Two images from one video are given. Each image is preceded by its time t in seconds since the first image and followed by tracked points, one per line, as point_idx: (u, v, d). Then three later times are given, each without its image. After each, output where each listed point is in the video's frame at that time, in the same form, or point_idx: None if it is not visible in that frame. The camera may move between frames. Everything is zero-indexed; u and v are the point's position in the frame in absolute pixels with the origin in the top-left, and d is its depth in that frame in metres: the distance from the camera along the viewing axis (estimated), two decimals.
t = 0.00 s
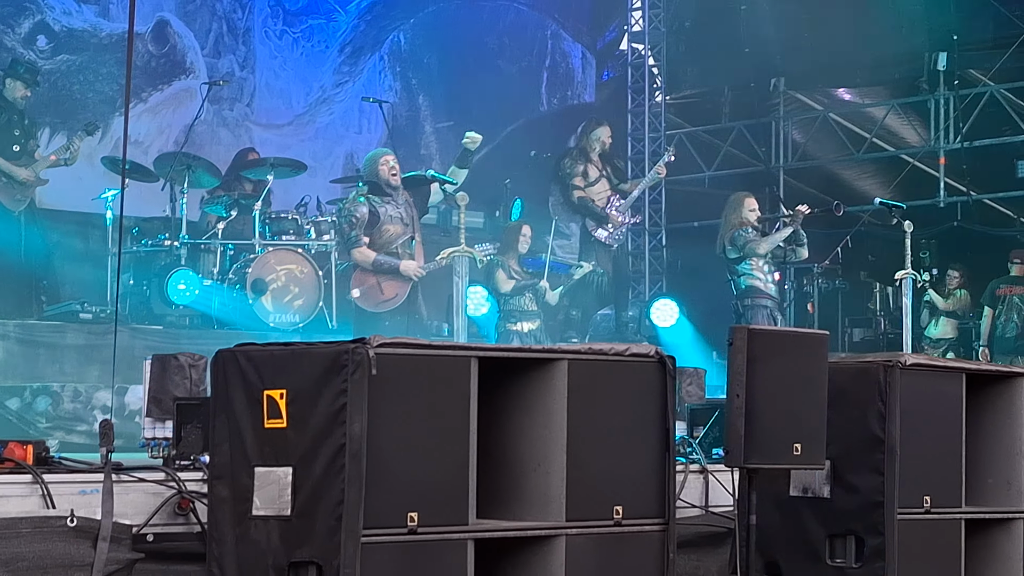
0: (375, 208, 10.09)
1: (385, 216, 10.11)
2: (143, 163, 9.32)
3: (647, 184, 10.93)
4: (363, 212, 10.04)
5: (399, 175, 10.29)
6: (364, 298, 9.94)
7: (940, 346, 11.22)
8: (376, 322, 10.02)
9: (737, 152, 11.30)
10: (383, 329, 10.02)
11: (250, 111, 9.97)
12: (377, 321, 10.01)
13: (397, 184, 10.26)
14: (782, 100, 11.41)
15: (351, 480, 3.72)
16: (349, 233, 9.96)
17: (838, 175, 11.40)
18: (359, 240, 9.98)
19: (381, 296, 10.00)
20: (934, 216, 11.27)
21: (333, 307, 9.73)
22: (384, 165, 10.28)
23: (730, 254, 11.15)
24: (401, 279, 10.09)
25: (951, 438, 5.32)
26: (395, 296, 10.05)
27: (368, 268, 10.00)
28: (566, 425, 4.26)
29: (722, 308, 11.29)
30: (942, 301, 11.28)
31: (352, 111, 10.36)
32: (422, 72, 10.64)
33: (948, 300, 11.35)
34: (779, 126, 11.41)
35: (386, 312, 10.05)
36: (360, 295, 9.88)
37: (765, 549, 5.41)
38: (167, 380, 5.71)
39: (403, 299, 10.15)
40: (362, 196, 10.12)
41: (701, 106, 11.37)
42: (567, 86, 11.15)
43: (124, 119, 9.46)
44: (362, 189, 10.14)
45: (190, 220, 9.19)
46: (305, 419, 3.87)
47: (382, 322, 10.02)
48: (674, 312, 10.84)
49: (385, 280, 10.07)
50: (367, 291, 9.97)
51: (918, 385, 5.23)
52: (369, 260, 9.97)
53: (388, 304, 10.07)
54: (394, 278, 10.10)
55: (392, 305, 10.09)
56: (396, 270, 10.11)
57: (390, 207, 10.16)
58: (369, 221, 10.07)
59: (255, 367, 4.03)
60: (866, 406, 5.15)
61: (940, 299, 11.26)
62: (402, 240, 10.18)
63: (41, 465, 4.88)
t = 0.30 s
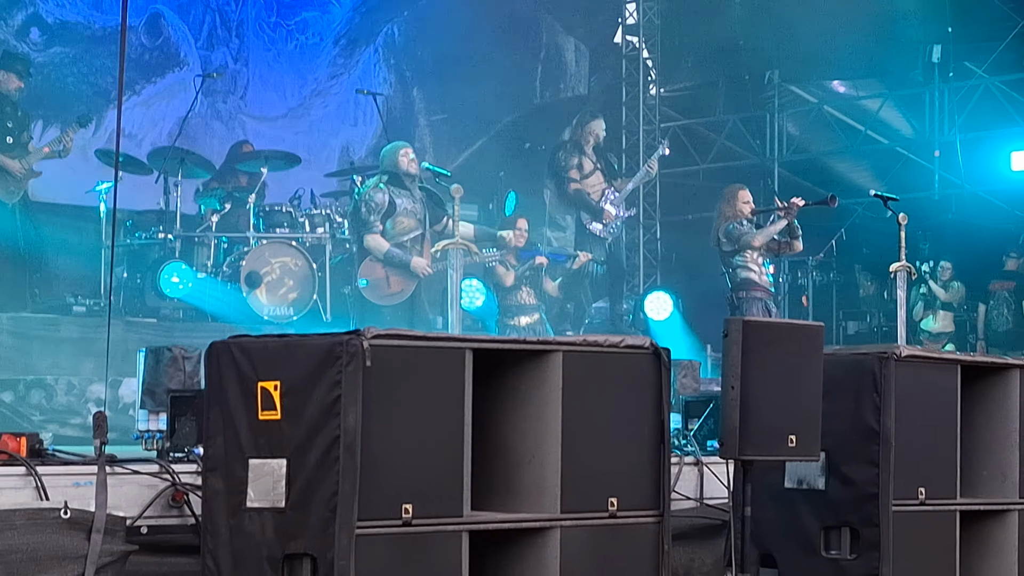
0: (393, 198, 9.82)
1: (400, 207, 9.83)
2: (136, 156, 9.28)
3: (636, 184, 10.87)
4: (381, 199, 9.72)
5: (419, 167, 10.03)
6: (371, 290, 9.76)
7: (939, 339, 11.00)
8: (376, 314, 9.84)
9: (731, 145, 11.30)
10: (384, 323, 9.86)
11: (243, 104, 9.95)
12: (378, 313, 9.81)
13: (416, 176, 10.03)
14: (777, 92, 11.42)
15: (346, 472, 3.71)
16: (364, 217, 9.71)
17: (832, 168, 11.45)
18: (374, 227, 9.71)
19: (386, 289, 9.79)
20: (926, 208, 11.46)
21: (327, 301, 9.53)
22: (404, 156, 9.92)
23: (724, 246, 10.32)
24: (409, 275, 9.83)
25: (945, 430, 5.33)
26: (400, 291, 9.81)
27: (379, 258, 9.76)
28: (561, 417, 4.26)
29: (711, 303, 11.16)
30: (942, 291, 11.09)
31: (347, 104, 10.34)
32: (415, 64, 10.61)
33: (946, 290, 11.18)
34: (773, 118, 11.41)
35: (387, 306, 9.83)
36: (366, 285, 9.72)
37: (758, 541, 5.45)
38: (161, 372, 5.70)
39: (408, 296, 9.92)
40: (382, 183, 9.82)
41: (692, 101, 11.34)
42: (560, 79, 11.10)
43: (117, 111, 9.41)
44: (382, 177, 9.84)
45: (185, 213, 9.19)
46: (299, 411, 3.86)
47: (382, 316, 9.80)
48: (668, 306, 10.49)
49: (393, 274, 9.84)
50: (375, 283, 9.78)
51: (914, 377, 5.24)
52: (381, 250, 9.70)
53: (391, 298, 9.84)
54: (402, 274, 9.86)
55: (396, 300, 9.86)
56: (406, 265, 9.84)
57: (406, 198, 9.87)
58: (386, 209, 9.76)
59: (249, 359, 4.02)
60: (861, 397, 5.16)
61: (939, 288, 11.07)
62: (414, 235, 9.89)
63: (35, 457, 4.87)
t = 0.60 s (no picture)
0: (398, 199, 9.80)
1: (402, 208, 9.79)
2: (132, 155, 9.37)
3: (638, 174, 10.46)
4: (384, 196, 9.70)
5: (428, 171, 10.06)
6: (359, 284, 9.72)
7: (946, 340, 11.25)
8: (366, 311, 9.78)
9: (727, 144, 11.33)
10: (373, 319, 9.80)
11: (239, 102, 10.00)
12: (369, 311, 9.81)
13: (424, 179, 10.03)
14: (772, 91, 11.35)
15: (340, 470, 3.72)
16: (364, 213, 9.66)
17: (826, 166, 11.52)
18: (372, 223, 9.66)
19: (375, 286, 9.76)
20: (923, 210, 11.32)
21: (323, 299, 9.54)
22: (414, 157, 10.07)
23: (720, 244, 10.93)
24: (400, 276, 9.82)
25: (939, 428, 5.33)
26: (389, 290, 9.79)
27: (373, 254, 9.70)
28: (555, 416, 4.26)
29: (704, 296, 11.40)
30: (951, 290, 11.27)
31: (343, 102, 10.41)
32: (410, 63, 10.62)
33: (954, 287, 11.34)
34: (768, 117, 11.38)
35: (375, 302, 9.81)
36: (355, 279, 9.67)
37: (753, 540, 5.44)
38: (155, 371, 5.71)
39: (396, 295, 9.91)
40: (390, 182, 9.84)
41: (688, 97, 11.43)
42: (556, 75, 11.12)
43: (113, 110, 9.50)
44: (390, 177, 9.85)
45: (179, 212, 9.22)
46: (293, 410, 3.86)
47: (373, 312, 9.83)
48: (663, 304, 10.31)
49: (384, 273, 9.80)
50: (364, 278, 9.73)
51: (908, 376, 5.24)
52: (377, 247, 9.64)
53: (378, 295, 9.82)
54: (393, 273, 9.83)
55: (384, 298, 9.84)
56: (398, 265, 9.79)
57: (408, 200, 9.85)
58: (388, 208, 9.74)
59: (244, 358, 4.02)
60: (856, 396, 5.17)
61: (948, 287, 11.26)
62: (412, 238, 9.87)
63: (30, 456, 4.87)
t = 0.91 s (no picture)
0: (375, 194, 9.79)
1: (380, 203, 9.79)
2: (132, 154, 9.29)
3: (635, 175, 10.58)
4: (361, 196, 9.71)
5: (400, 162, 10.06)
6: (351, 285, 9.68)
7: (962, 333, 11.20)
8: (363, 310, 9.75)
9: (726, 143, 11.36)
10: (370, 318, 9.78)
11: (238, 101, 9.93)
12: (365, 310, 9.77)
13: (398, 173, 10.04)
14: (771, 89, 11.31)
15: (340, 469, 3.72)
16: (344, 215, 9.66)
17: (827, 165, 11.54)
18: (353, 224, 9.67)
19: (369, 285, 9.72)
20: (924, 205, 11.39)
21: (321, 299, 9.55)
22: (386, 151, 10.03)
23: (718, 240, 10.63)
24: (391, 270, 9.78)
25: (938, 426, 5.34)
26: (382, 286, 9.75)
27: (361, 254, 9.68)
28: (554, 414, 4.27)
29: (705, 294, 11.29)
30: (964, 282, 11.26)
31: (342, 101, 10.32)
32: (410, 62, 10.62)
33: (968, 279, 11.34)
34: (768, 115, 11.33)
35: (370, 301, 9.77)
36: (348, 282, 9.62)
37: (754, 539, 5.43)
38: (156, 370, 5.71)
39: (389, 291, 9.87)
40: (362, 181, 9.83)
41: (689, 95, 11.45)
42: (556, 74, 11.15)
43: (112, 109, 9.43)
44: (362, 175, 9.85)
45: (179, 210, 9.23)
46: (293, 409, 3.86)
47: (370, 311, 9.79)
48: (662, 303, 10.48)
49: (375, 269, 9.76)
50: (356, 278, 9.69)
51: (907, 374, 5.25)
52: (362, 246, 9.63)
53: (373, 293, 9.78)
54: (384, 268, 9.80)
55: (379, 295, 9.80)
56: (387, 260, 9.78)
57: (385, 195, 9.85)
58: (366, 206, 9.74)
59: (244, 357, 4.02)
60: (855, 394, 5.17)
61: (961, 279, 11.25)
62: (395, 231, 9.89)
63: (30, 455, 4.87)
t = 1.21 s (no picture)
0: (361, 194, 9.29)
1: (369, 200, 9.31)
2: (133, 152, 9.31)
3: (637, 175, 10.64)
4: (347, 197, 9.21)
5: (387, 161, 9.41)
6: (346, 285, 9.33)
7: (970, 336, 11.06)
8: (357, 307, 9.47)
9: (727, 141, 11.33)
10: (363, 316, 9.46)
11: (241, 99, 9.92)
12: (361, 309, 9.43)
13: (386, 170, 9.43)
14: (772, 87, 11.16)
15: (340, 467, 3.71)
16: (333, 216, 9.20)
17: (826, 163, 11.50)
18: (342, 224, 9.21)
19: (363, 284, 9.32)
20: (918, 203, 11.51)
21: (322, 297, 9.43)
22: (372, 148, 9.35)
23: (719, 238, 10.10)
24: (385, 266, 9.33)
25: (939, 425, 5.34)
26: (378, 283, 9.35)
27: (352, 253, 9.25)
28: (555, 413, 4.27)
29: (704, 294, 11.27)
30: (974, 284, 11.14)
31: (342, 100, 10.34)
32: (411, 61, 10.61)
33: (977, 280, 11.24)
34: (768, 114, 11.19)
35: (366, 299, 9.40)
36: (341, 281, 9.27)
37: (753, 538, 5.45)
38: (156, 368, 5.71)
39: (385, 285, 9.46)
40: (346, 180, 9.31)
41: (689, 95, 11.42)
42: (558, 73, 11.23)
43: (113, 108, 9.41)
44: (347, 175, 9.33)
45: (180, 209, 9.24)
46: (293, 408, 3.86)
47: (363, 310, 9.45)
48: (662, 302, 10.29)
49: (368, 266, 9.34)
50: (349, 277, 9.32)
51: (908, 373, 5.25)
52: (352, 246, 9.19)
53: (369, 290, 9.40)
54: (377, 264, 9.36)
55: (374, 291, 9.41)
56: (379, 256, 9.31)
57: (375, 191, 9.35)
58: (355, 205, 9.27)
59: (244, 355, 4.02)
60: (855, 393, 5.17)
61: (969, 280, 11.13)
62: (388, 226, 9.38)
63: (30, 453, 4.87)
